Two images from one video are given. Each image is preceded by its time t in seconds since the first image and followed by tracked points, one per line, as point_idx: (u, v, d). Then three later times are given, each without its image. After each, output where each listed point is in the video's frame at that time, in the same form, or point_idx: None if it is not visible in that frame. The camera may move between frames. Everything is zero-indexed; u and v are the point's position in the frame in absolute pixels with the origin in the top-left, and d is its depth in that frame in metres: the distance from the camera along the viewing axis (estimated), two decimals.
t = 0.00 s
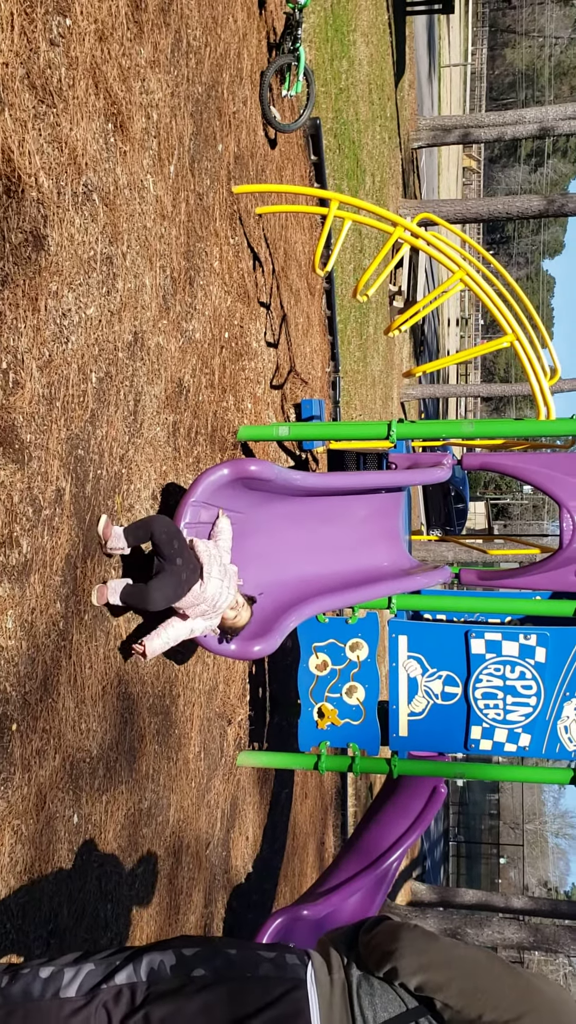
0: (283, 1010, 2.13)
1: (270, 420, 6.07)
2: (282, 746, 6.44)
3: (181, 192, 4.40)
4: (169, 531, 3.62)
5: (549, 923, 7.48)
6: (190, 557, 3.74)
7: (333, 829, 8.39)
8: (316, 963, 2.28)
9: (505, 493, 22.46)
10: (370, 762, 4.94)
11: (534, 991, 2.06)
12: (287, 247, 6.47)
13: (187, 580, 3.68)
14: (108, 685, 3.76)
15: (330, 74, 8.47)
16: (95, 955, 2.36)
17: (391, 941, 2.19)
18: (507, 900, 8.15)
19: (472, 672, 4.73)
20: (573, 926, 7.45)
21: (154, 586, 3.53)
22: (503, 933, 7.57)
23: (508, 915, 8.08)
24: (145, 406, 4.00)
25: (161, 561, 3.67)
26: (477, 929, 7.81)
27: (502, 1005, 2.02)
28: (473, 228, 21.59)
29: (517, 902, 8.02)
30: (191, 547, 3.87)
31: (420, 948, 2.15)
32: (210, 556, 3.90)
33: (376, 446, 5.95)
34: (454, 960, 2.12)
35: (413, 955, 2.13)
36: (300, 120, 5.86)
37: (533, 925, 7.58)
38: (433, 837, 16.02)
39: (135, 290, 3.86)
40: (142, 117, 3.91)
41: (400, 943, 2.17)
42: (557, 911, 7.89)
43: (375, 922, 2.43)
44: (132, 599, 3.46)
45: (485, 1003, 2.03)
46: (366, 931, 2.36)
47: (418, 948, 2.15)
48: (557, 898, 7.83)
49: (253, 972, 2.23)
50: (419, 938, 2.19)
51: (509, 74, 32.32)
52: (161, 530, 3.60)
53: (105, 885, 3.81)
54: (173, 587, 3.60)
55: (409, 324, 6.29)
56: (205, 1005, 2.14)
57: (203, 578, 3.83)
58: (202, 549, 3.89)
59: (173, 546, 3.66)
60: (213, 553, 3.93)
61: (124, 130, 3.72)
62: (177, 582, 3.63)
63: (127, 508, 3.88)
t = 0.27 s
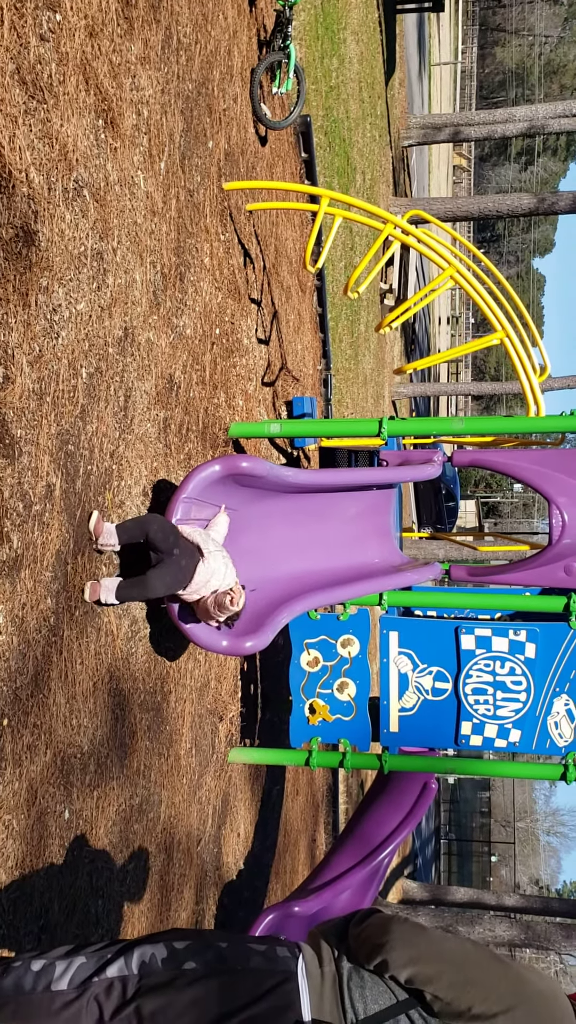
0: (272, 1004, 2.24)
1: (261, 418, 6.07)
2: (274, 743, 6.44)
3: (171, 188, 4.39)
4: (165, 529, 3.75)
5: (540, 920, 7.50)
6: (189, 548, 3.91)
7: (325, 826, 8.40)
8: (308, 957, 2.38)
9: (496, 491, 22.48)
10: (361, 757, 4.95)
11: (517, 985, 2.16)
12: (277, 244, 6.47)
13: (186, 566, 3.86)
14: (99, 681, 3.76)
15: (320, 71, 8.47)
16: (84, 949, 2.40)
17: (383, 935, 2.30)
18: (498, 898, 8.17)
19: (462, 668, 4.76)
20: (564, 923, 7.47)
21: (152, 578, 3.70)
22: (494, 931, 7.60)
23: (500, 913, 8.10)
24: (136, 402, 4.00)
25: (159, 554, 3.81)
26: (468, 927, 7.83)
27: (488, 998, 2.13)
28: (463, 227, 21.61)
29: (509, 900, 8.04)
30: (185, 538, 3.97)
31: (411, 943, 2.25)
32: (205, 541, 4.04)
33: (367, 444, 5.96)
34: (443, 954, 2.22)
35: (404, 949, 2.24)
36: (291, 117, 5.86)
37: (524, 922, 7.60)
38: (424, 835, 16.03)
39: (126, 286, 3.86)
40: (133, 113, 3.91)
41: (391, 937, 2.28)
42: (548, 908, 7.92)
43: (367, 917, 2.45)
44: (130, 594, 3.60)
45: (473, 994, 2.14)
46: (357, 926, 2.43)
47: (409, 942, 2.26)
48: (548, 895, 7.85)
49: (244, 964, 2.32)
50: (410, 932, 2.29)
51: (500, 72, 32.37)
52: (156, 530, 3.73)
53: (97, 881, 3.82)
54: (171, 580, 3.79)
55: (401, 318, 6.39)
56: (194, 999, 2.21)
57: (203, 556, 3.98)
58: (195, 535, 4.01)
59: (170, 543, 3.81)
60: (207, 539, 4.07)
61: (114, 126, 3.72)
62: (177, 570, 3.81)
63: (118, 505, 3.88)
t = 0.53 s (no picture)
0: (264, 1002, 2.26)
1: (254, 415, 6.07)
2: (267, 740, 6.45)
3: (165, 184, 4.39)
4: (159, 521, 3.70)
5: (533, 917, 7.52)
6: (188, 533, 3.91)
7: (318, 824, 8.41)
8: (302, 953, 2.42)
9: (489, 490, 22.52)
10: (355, 754, 4.96)
11: (510, 981, 2.19)
12: (271, 241, 6.47)
13: (187, 551, 3.87)
14: (92, 677, 3.76)
15: (314, 69, 8.47)
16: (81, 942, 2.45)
17: (377, 929, 2.32)
18: (491, 896, 8.18)
19: (454, 664, 4.77)
20: (556, 920, 7.49)
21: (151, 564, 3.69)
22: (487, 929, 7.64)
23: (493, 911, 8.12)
24: (129, 398, 3.99)
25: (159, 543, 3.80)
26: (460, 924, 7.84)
27: (480, 994, 2.16)
28: (456, 225, 21.64)
29: (502, 898, 8.05)
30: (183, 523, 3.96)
31: (404, 939, 2.27)
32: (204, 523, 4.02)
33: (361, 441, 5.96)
34: (437, 949, 2.24)
35: (397, 945, 2.25)
36: (284, 114, 5.85)
37: (517, 920, 7.60)
38: (417, 833, 16.07)
39: (119, 282, 3.85)
40: (126, 108, 3.90)
41: (384, 932, 2.29)
42: (541, 905, 7.93)
43: (360, 913, 2.45)
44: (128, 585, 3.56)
45: (466, 991, 2.17)
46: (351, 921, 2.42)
47: (402, 937, 2.27)
48: (541, 892, 7.87)
49: (237, 960, 2.34)
50: (403, 927, 2.31)
51: (493, 72, 32.41)
52: (152, 523, 3.71)
53: (90, 878, 3.81)
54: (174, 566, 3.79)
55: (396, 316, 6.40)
56: (188, 995, 2.25)
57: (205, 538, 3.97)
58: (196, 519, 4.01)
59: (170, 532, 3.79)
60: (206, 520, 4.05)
61: (108, 121, 3.71)
62: (177, 556, 3.82)
63: (111, 501, 3.88)
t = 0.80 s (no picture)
0: (251, 1004, 2.29)
1: (238, 412, 6.06)
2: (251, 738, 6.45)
3: (148, 179, 4.37)
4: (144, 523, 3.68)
5: (516, 912, 7.55)
6: (178, 544, 3.86)
7: (302, 821, 8.42)
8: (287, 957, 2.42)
9: (472, 488, 22.62)
10: (339, 750, 4.96)
11: (495, 985, 2.21)
12: (254, 238, 6.46)
13: (178, 563, 3.84)
14: (75, 674, 3.74)
15: (296, 66, 8.46)
16: (66, 943, 2.47)
17: (364, 934, 2.32)
18: (475, 892, 8.20)
19: (438, 661, 4.78)
20: (539, 915, 7.52)
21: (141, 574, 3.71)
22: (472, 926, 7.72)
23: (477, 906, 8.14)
24: (112, 394, 3.97)
25: (148, 555, 3.77)
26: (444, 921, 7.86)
27: (468, 999, 2.18)
28: (439, 224, 21.70)
29: (485, 894, 8.08)
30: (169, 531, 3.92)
31: (391, 943, 2.28)
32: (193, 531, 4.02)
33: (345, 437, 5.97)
34: (423, 954, 2.26)
35: (384, 949, 2.26)
36: (267, 110, 5.84)
37: (501, 916, 7.64)
38: (401, 830, 16.11)
39: (101, 277, 3.83)
40: (108, 102, 3.88)
41: (371, 936, 2.30)
42: (524, 900, 7.96)
43: (346, 910, 2.44)
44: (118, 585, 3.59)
45: (454, 995, 2.18)
46: (338, 920, 2.46)
47: (388, 942, 2.28)
48: (524, 887, 7.90)
49: (222, 963, 2.36)
50: (389, 931, 2.32)
51: (475, 71, 32.53)
52: (137, 534, 3.71)
53: (73, 876, 3.79)
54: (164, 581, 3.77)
55: (377, 314, 6.35)
56: (173, 998, 2.28)
57: (194, 546, 4.00)
58: (181, 524, 3.97)
59: (155, 543, 3.75)
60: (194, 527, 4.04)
61: (89, 115, 3.69)
62: (169, 568, 3.80)
63: (94, 497, 3.86)
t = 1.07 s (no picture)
0: None
1: (237, 409, 6.05)
2: (252, 736, 6.44)
3: (147, 176, 4.36)
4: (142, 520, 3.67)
5: (517, 911, 7.57)
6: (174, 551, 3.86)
7: (302, 819, 8.41)
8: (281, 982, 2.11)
9: (471, 486, 22.61)
10: (339, 748, 4.96)
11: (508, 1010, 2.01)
12: (254, 235, 6.45)
13: (171, 571, 3.84)
14: (74, 672, 3.73)
15: (296, 64, 8.45)
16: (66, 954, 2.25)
17: (366, 957, 2.07)
18: (475, 890, 8.19)
19: (438, 658, 4.77)
20: (540, 913, 7.51)
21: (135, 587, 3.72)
22: (471, 925, 7.79)
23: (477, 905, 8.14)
24: (111, 392, 3.96)
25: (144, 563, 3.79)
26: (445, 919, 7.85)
27: None
28: (439, 222, 21.68)
29: (486, 892, 8.06)
30: (166, 532, 3.92)
31: (398, 970, 2.03)
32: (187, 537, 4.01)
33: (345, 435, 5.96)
34: (431, 981, 2.02)
35: (392, 977, 2.01)
36: (266, 108, 5.83)
37: (501, 914, 7.67)
38: (401, 828, 16.10)
39: (100, 274, 3.82)
40: (107, 99, 3.86)
41: (377, 963, 2.04)
42: (525, 899, 7.95)
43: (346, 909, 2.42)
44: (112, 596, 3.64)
45: None
46: (340, 940, 2.18)
47: (395, 968, 2.03)
48: (525, 885, 7.89)
49: (221, 988, 2.08)
50: (393, 957, 2.06)
51: (475, 69, 32.51)
52: (138, 536, 3.75)
53: (73, 875, 3.78)
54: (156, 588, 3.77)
55: (377, 311, 6.35)
56: None
57: (189, 554, 4.00)
58: (177, 530, 3.96)
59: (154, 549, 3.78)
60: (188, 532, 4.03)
61: (88, 112, 3.68)
62: (162, 577, 3.80)
63: (93, 495, 3.85)
